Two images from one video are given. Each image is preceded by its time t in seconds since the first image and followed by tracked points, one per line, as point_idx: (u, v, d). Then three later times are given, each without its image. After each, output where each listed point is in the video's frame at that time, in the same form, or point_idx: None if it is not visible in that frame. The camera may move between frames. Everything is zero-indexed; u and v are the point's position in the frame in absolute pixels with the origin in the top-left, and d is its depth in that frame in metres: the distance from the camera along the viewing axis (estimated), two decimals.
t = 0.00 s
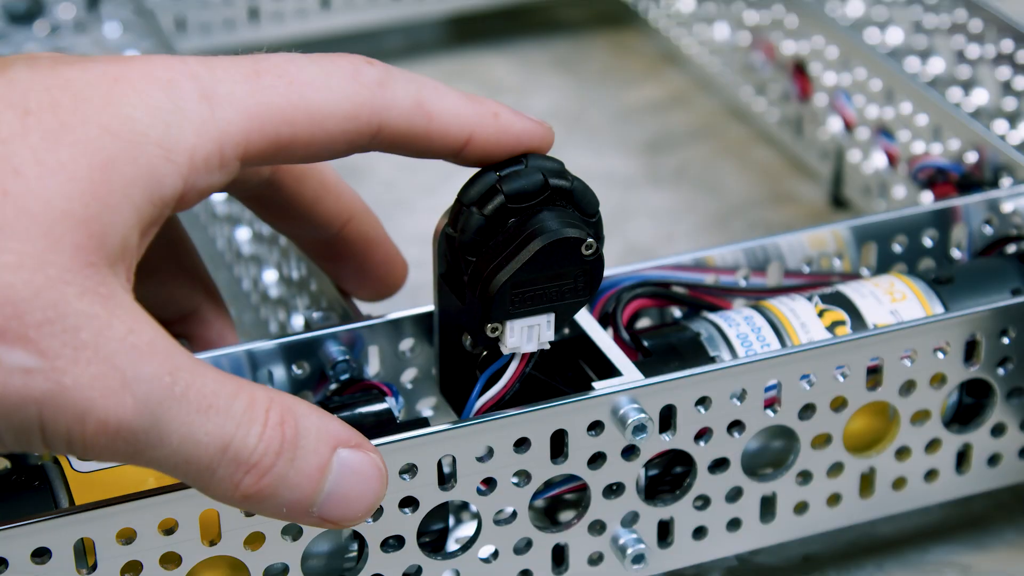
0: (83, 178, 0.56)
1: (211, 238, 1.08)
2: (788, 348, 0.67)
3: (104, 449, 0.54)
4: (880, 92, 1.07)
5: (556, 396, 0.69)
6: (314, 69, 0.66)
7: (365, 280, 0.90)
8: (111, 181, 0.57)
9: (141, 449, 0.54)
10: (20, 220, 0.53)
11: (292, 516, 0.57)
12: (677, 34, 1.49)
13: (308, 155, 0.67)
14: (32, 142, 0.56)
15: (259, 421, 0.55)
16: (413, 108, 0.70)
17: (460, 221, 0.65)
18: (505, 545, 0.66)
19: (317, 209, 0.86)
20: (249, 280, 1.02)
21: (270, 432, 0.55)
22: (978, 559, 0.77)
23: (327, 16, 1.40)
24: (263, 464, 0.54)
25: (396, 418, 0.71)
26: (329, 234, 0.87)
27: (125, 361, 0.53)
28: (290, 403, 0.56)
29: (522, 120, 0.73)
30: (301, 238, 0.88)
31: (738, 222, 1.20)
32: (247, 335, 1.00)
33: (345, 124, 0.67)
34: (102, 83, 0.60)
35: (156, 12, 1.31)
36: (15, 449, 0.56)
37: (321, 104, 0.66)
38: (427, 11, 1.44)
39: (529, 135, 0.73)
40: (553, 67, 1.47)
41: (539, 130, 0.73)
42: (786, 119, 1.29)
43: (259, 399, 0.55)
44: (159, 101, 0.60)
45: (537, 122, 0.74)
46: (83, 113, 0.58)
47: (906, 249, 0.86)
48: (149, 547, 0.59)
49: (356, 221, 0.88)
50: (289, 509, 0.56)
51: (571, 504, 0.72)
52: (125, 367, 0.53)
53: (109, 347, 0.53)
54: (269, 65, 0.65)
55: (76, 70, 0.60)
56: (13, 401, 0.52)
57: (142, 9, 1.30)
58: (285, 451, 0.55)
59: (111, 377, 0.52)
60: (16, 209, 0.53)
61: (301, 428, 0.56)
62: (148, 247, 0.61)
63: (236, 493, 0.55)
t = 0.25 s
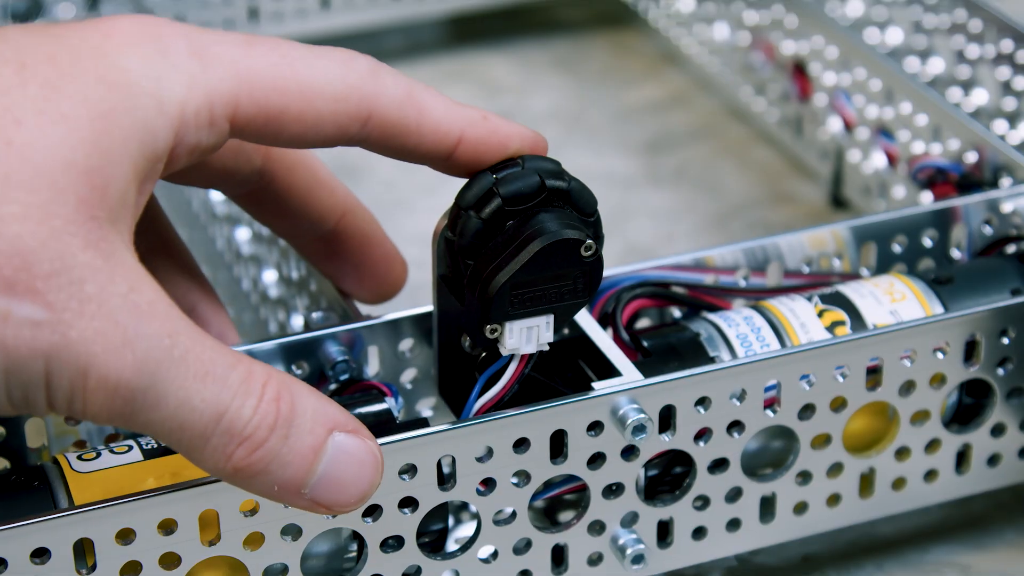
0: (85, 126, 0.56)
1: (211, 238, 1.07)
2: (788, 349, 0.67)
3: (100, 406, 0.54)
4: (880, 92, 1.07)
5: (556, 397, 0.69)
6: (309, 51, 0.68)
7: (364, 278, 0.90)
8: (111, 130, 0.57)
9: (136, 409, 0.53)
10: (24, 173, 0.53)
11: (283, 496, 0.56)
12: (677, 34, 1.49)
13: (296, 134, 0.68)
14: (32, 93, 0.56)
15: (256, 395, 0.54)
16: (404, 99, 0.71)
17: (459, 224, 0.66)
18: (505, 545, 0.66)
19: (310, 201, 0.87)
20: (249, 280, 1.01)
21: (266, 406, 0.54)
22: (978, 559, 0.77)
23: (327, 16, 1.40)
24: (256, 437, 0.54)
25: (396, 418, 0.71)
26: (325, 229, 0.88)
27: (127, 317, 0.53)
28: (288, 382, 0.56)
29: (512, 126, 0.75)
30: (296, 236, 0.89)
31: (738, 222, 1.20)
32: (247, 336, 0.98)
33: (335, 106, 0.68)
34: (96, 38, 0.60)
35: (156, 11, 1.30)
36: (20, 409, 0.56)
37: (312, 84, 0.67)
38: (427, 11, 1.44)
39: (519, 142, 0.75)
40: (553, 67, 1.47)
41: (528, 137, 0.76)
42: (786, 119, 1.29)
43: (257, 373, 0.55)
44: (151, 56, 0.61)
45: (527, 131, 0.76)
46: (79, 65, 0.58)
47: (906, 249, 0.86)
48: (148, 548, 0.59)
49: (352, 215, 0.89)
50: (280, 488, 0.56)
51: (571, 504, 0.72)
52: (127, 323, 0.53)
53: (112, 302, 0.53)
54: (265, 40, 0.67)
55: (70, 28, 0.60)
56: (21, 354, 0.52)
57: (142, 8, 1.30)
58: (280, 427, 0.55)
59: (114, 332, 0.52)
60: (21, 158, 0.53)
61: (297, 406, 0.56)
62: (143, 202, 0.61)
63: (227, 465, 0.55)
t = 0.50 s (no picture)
0: (84, 116, 0.55)
1: (211, 239, 1.07)
2: (788, 348, 0.67)
3: (103, 400, 0.54)
4: (879, 92, 1.07)
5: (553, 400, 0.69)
6: (309, 48, 0.68)
7: (367, 284, 0.89)
8: (111, 120, 0.56)
9: (138, 404, 0.54)
10: (26, 166, 0.53)
11: (285, 496, 0.56)
12: (677, 34, 1.49)
13: (293, 130, 0.68)
14: (31, 86, 0.55)
15: (262, 394, 0.54)
16: (402, 103, 0.71)
17: (450, 236, 0.65)
18: (505, 545, 0.66)
19: (314, 206, 0.87)
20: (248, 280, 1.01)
21: (272, 406, 0.54)
22: (978, 559, 0.77)
23: (327, 16, 1.40)
24: (261, 437, 0.54)
25: (396, 419, 0.71)
26: (329, 235, 0.88)
27: (131, 310, 0.53)
28: (295, 382, 0.56)
29: (506, 139, 0.75)
30: (299, 242, 0.88)
31: (738, 222, 1.20)
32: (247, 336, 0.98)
33: (332, 104, 0.68)
34: (93, 29, 0.59)
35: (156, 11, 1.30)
36: (26, 404, 0.56)
37: (311, 81, 0.67)
38: (427, 11, 1.44)
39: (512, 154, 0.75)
40: (553, 67, 1.47)
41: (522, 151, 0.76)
42: (786, 119, 1.29)
43: (263, 372, 0.55)
44: (150, 47, 0.60)
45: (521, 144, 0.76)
46: (77, 56, 0.57)
47: (906, 249, 0.86)
48: (148, 548, 0.59)
49: (356, 220, 0.88)
50: (283, 488, 0.56)
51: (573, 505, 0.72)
52: (132, 317, 0.53)
53: (116, 296, 0.53)
54: (264, 36, 0.66)
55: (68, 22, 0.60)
56: (26, 349, 0.52)
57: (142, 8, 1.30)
58: (285, 428, 0.55)
59: (117, 326, 0.52)
60: (22, 152, 0.53)
61: (303, 408, 0.56)
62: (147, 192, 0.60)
63: (231, 464, 0.55)
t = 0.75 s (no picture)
0: (82, 117, 0.55)
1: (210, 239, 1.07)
2: (789, 348, 0.67)
3: (110, 401, 0.53)
4: (880, 92, 1.07)
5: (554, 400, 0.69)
6: (307, 53, 0.68)
7: (372, 291, 0.89)
8: (110, 122, 0.56)
9: (145, 405, 0.53)
10: (27, 166, 0.52)
11: (294, 495, 0.56)
12: (677, 34, 1.49)
13: (290, 134, 0.67)
14: (30, 89, 0.55)
15: (272, 394, 0.54)
16: (400, 112, 0.71)
17: (441, 254, 0.65)
18: (505, 545, 0.66)
19: (319, 211, 0.87)
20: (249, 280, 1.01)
21: (282, 405, 0.54)
22: (977, 559, 0.77)
23: (327, 16, 1.40)
24: (273, 437, 0.54)
25: (396, 419, 0.71)
26: (333, 241, 0.88)
27: (135, 309, 0.52)
28: (303, 382, 0.56)
29: (501, 156, 0.75)
30: (306, 250, 0.88)
31: (738, 222, 1.20)
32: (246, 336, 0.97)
33: (327, 109, 0.68)
34: (90, 34, 0.59)
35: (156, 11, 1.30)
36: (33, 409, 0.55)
37: (308, 85, 0.67)
38: (427, 11, 1.44)
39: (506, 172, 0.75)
40: (553, 66, 1.47)
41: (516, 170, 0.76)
42: (786, 119, 1.29)
43: (271, 371, 0.55)
44: (147, 50, 0.61)
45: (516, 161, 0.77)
46: (75, 60, 0.58)
47: (906, 249, 0.86)
48: (148, 548, 0.59)
49: (360, 227, 0.88)
50: (293, 488, 0.56)
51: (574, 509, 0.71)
52: (135, 316, 0.52)
53: (118, 294, 0.52)
54: (262, 39, 0.67)
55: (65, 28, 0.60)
56: (30, 350, 0.51)
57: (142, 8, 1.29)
58: (298, 428, 0.54)
59: (122, 325, 0.52)
60: (22, 153, 0.53)
61: (313, 408, 0.56)
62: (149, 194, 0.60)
63: (244, 464, 0.54)
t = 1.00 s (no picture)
0: (88, 107, 0.55)
1: (210, 239, 1.07)
2: (789, 349, 0.67)
3: (109, 392, 0.53)
4: (879, 92, 1.07)
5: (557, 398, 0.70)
6: (314, 60, 0.68)
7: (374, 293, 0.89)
8: (115, 114, 0.56)
9: (145, 398, 0.53)
10: (31, 155, 0.53)
11: (292, 492, 0.56)
12: (676, 34, 1.49)
13: (292, 138, 0.68)
14: (36, 80, 0.55)
15: (272, 389, 0.54)
16: (401, 126, 0.72)
17: (436, 273, 0.65)
18: (505, 546, 0.66)
19: (321, 212, 0.87)
20: (249, 280, 1.01)
21: (283, 401, 0.54)
22: (977, 560, 0.77)
23: (328, 16, 1.40)
24: (273, 432, 0.54)
25: (396, 419, 0.71)
26: (334, 242, 0.88)
27: (137, 299, 0.52)
28: (304, 378, 0.56)
29: (499, 177, 0.76)
30: (308, 249, 0.88)
31: (738, 222, 1.20)
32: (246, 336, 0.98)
33: (331, 116, 0.68)
34: (99, 26, 0.59)
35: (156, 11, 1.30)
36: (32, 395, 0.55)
37: (314, 91, 0.67)
38: (427, 11, 1.44)
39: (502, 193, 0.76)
40: (553, 66, 1.47)
41: (512, 191, 0.77)
42: (786, 119, 1.29)
43: (271, 366, 0.55)
44: (155, 42, 0.61)
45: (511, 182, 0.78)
46: (81, 50, 0.58)
47: (906, 249, 0.86)
48: (148, 548, 0.59)
49: (362, 229, 0.88)
50: (292, 486, 0.56)
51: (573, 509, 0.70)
52: (138, 306, 0.52)
53: (121, 284, 0.52)
54: (269, 42, 0.67)
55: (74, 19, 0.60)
56: (30, 337, 0.51)
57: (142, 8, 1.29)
58: (297, 424, 0.54)
59: (123, 315, 0.52)
60: (26, 142, 0.53)
61: (314, 405, 0.56)
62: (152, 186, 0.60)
63: (242, 459, 0.54)
